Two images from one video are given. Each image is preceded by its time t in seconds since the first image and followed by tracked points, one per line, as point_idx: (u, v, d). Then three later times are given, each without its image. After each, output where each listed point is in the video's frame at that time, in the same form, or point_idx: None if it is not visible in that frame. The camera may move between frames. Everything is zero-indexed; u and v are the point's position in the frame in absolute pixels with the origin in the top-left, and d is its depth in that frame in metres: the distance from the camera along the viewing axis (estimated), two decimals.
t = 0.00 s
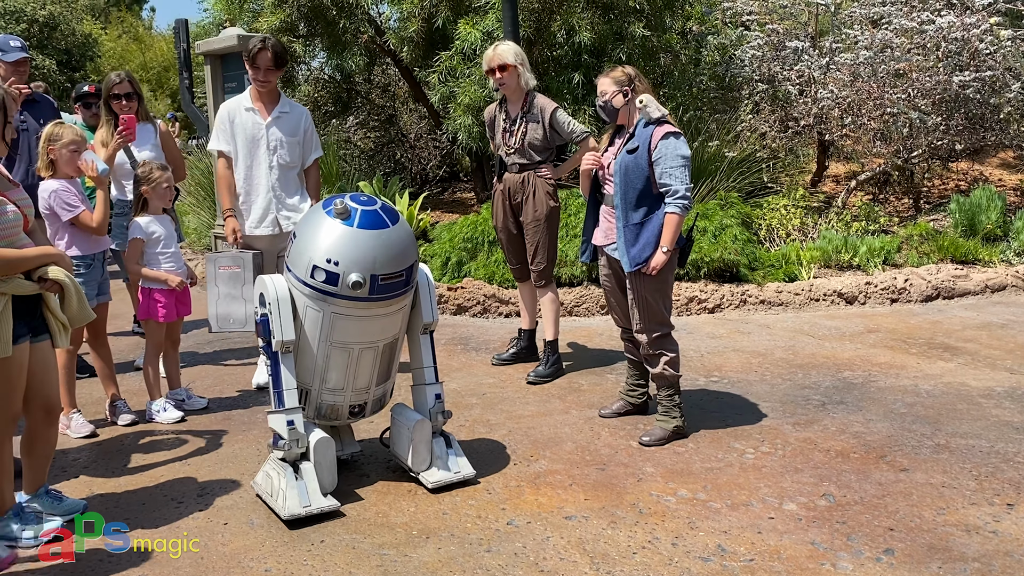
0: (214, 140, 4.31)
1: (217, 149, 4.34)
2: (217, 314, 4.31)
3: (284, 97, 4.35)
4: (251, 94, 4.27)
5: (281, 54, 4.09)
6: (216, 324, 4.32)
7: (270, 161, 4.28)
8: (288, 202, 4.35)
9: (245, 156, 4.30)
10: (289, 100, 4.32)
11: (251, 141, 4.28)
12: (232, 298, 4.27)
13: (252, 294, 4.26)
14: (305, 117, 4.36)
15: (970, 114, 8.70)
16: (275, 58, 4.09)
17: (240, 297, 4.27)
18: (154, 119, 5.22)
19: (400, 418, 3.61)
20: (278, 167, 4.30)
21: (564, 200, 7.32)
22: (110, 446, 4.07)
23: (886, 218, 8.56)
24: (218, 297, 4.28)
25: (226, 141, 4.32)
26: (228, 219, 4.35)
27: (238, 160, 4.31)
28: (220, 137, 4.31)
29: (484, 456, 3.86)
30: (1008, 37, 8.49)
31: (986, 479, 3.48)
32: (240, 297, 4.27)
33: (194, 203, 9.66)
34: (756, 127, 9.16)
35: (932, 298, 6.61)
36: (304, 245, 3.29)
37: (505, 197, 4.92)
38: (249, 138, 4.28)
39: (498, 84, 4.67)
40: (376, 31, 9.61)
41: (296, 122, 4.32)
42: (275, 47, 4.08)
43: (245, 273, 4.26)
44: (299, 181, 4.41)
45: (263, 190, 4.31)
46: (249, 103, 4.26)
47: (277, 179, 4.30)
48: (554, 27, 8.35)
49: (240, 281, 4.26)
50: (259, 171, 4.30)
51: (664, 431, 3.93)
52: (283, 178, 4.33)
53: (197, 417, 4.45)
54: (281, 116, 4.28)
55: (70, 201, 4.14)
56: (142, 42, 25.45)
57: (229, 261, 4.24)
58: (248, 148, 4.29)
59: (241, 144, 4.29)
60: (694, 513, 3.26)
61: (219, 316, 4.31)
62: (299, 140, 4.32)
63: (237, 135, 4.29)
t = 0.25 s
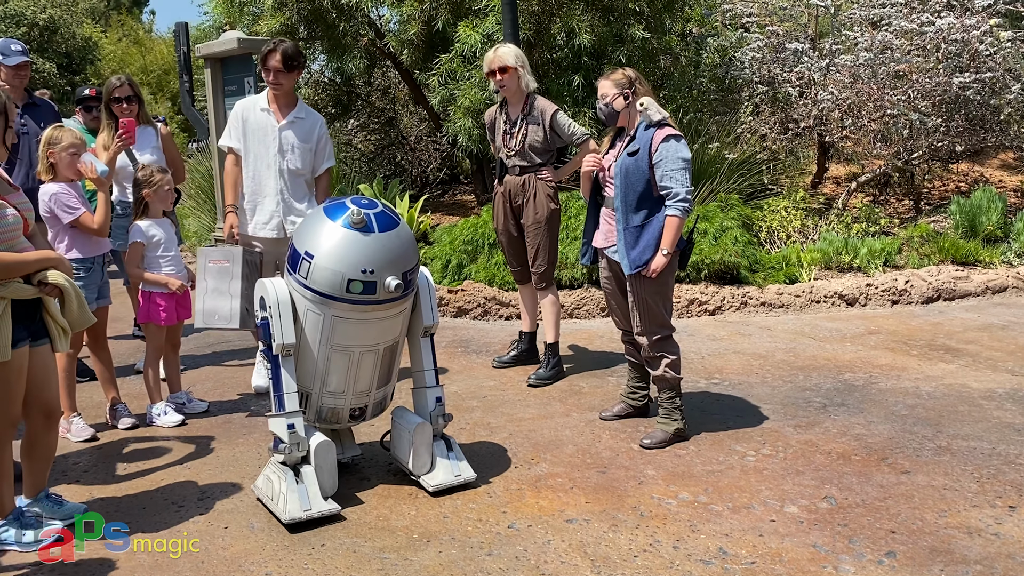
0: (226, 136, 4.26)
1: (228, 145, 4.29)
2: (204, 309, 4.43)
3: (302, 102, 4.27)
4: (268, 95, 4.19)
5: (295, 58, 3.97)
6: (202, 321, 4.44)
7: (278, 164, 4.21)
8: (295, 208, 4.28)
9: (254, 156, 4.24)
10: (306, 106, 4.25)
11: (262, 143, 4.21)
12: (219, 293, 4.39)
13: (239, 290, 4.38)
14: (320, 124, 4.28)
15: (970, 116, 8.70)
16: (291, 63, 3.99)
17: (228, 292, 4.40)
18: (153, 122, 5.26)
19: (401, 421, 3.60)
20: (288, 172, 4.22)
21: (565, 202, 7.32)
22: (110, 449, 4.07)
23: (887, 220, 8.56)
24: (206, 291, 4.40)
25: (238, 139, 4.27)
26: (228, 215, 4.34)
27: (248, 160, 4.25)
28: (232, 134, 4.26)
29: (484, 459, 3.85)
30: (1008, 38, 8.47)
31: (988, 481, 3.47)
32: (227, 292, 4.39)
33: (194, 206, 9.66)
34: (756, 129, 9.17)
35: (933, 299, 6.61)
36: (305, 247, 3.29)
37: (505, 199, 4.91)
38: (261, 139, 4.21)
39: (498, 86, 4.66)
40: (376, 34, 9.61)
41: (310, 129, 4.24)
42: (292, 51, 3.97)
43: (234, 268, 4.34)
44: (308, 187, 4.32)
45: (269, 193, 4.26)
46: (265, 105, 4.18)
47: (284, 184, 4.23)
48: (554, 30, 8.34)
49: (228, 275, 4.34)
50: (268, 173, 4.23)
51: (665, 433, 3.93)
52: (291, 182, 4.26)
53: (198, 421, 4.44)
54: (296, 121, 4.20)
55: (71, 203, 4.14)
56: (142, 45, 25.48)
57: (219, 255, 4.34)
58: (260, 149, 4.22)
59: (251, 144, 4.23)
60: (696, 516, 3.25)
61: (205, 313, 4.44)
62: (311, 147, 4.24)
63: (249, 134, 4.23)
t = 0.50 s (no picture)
0: (232, 137, 4.17)
1: (233, 146, 4.20)
2: (202, 310, 4.12)
3: (310, 106, 4.15)
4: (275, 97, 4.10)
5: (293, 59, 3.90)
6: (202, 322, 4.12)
7: (282, 169, 4.10)
8: (298, 214, 4.17)
9: (258, 159, 4.14)
10: (314, 109, 4.13)
11: (266, 146, 4.11)
12: (219, 294, 4.11)
13: (240, 290, 4.09)
14: (327, 130, 4.16)
15: (970, 117, 8.70)
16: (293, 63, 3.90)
17: (228, 293, 4.10)
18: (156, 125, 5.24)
19: (402, 424, 3.60)
20: (292, 177, 4.12)
21: (566, 205, 7.32)
22: (111, 454, 4.07)
23: (887, 222, 8.56)
24: (205, 292, 4.12)
25: (243, 140, 4.18)
26: (233, 215, 4.23)
27: (253, 161, 4.15)
28: (238, 135, 4.17)
29: (485, 463, 3.85)
30: (1008, 40, 8.50)
31: (989, 484, 3.46)
32: (226, 292, 4.10)
33: (195, 210, 9.67)
34: (756, 131, 9.18)
35: (934, 301, 6.60)
36: (306, 251, 3.29)
37: (506, 202, 4.91)
38: (267, 141, 4.10)
39: (499, 89, 4.67)
40: (376, 37, 9.61)
41: (316, 134, 4.13)
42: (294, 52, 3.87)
43: (235, 269, 4.08)
44: (313, 194, 4.21)
45: (273, 197, 4.14)
46: (272, 107, 4.08)
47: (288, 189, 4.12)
48: (554, 33, 8.34)
49: (228, 276, 4.08)
50: (272, 176, 4.12)
51: (666, 436, 3.92)
52: (295, 187, 4.14)
53: (199, 425, 4.44)
54: (303, 125, 4.09)
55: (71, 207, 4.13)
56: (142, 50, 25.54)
57: (220, 254, 4.09)
58: (265, 152, 4.11)
59: (256, 146, 4.13)
60: (697, 520, 3.25)
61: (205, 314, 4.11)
62: (317, 153, 4.13)
63: (254, 136, 4.13)
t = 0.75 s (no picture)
0: (229, 145, 4.15)
1: (231, 155, 4.18)
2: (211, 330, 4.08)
3: (307, 111, 4.16)
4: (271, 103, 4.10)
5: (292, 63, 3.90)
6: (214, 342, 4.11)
7: (282, 175, 4.10)
8: (300, 220, 4.16)
9: (257, 166, 4.13)
10: (312, 114, 4.14)
11: (265, 152, 4.11)
12: (224, 312, 4.04)
13: (243, 307, 4.02)
14: (326, 134, 4.17)
15: (970, 120, 8.71)
16: (288, 68, 3.91)
17: (232, 311, 4.03)
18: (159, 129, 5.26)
19: (403, 428, 3.60)
20: (292, 182, 4.12)
21: (567, 208, 7.33)
22: (113, 458, 4.07)
23: (888, 224, 8.56)
24: (211, 311, 4.06)
25: (241, 149, 4.16)
26: (233, 227, 4.19)
27: (251, 169, 4.14)
28: (236, 143, 4.15)
29: (487, 466, 3.85)
30: (1007, 42, 8.50)
31: (991, 486, 3.46)
32: (230, 310, 4.03)
33: (196, 213, 9.69)
34: (756, 134, 9.21)
35: (935, 304, 6.61)
36: (308, 255, 3.29)
37: (508, 205, 4.91)
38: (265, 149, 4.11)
39: (501, 93, 4.67)
40: (376, 41, 9.63)
41: (315, 138, 4.14)
42: (288, 57, 3.89)
43: (235, 286, 4.00)
44: (313, 199, 4.20)
45: (274, 204, 4.12)
46: (269, 113, 4.09)
47: (289, 195, 4.11)
48: (554, 36, 8.35)
49: (230, 294, 4.00)
50: (272, 184, 4.12)
51: (667, 439, 3.92)
52: (295, 194, 4.13)
53: (200, 429, 4.44)
54: (301, 130, 4.10)
55: (72, 210, 4.14)
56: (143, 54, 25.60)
57: (220, 272, 3.99)
58: (264, 159, 4.12)
59: (255, 154, 4.12)
60: (699, 523, 3.25)
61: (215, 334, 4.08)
62: (317, 158, 4.14)
63: (252, 144, 4.12)
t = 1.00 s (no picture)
0: (221, 153, 4.13)
1: (224, 162, 4.15)
2: (210, 338, 4.05)
3: (295, 110, 4.16)
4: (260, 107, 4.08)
5: (281, 64, 3.87)
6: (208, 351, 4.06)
7: (280, 178, 4.10)
8: (299, 223, 4.16)
9: (253, 171, 4.11)
10: (303, 113, 4.14)
11: (260, 157, 4.10)
12: (225, 322, 4.03)
13: (245, 319, 4.00)
14: (318, 132, 4.18)
15: (971, 122, 8.73)
16: (281, 69, 3.89)
17: (234, 321, 4.02)
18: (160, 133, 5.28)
19: (405, 431, 3.60)
20: (289, 185, 4.12)
21: (568, 212, 7.34)
22: (114, 462, 4.07)
23: (889, 227, 8.56)
24: (212, 320, 4.04)
25: (234, 155, 4.13)
26: (233, 236, 4.17)
27: (246, 175, 4.12)
28: (228, 149, 4.12)
29: (488, 470, 3.85)
30: (1008, 45, 8.43)
31: (993, 489, 3.46)
32: (232, 320, 4.02)
33: (198, 217, 9.70)
34: (757, 137, 9.24)
35: (936, 306, 6.61)
36: (307, 257, 3.30)
37: (509, 208, 4.92)
38: (259, 152, 4.10)
39: (503, 97, 4.67)
40: (377, 45, 9.64)
41: (309, 138, 4.14)
42: (278, 58, 3.87)
43: (240, 296, 4.00)
44: (311, 199, 4.22)
45: (273, 209, 4.12)
46: (260, 116, 4.08)
47: (288, 198, 4.11)
48: (554, 40, 8.36)
49: (233, 303, 4.00)
50: (270, 189, 4.11)
51: (669, 443, 3.92)
52: (294, 196, 4.14)
53: (201, 432, 4.44)
54: (294, 130, 4.10)
55: (73, 214, 4.15)
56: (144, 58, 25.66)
57: (225, 281, 4.01)
58: (259, 163, 4.10)
59: (248, 159, 4.11)
60: (701, 526, 3.24)
61: (212, 343, 4.05)
62: (311, 157, 4.14)
63: (246, 150, 4.10)
